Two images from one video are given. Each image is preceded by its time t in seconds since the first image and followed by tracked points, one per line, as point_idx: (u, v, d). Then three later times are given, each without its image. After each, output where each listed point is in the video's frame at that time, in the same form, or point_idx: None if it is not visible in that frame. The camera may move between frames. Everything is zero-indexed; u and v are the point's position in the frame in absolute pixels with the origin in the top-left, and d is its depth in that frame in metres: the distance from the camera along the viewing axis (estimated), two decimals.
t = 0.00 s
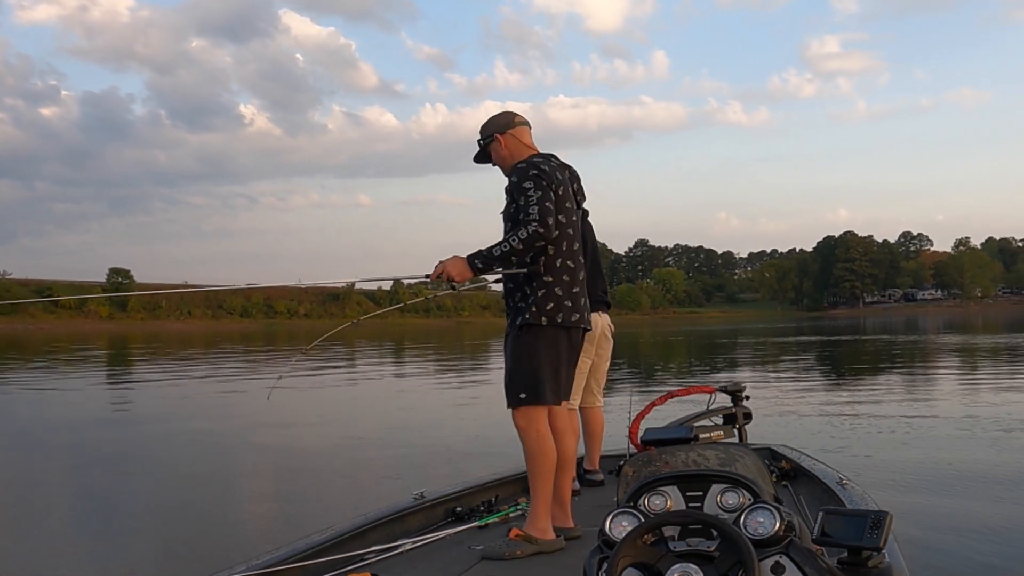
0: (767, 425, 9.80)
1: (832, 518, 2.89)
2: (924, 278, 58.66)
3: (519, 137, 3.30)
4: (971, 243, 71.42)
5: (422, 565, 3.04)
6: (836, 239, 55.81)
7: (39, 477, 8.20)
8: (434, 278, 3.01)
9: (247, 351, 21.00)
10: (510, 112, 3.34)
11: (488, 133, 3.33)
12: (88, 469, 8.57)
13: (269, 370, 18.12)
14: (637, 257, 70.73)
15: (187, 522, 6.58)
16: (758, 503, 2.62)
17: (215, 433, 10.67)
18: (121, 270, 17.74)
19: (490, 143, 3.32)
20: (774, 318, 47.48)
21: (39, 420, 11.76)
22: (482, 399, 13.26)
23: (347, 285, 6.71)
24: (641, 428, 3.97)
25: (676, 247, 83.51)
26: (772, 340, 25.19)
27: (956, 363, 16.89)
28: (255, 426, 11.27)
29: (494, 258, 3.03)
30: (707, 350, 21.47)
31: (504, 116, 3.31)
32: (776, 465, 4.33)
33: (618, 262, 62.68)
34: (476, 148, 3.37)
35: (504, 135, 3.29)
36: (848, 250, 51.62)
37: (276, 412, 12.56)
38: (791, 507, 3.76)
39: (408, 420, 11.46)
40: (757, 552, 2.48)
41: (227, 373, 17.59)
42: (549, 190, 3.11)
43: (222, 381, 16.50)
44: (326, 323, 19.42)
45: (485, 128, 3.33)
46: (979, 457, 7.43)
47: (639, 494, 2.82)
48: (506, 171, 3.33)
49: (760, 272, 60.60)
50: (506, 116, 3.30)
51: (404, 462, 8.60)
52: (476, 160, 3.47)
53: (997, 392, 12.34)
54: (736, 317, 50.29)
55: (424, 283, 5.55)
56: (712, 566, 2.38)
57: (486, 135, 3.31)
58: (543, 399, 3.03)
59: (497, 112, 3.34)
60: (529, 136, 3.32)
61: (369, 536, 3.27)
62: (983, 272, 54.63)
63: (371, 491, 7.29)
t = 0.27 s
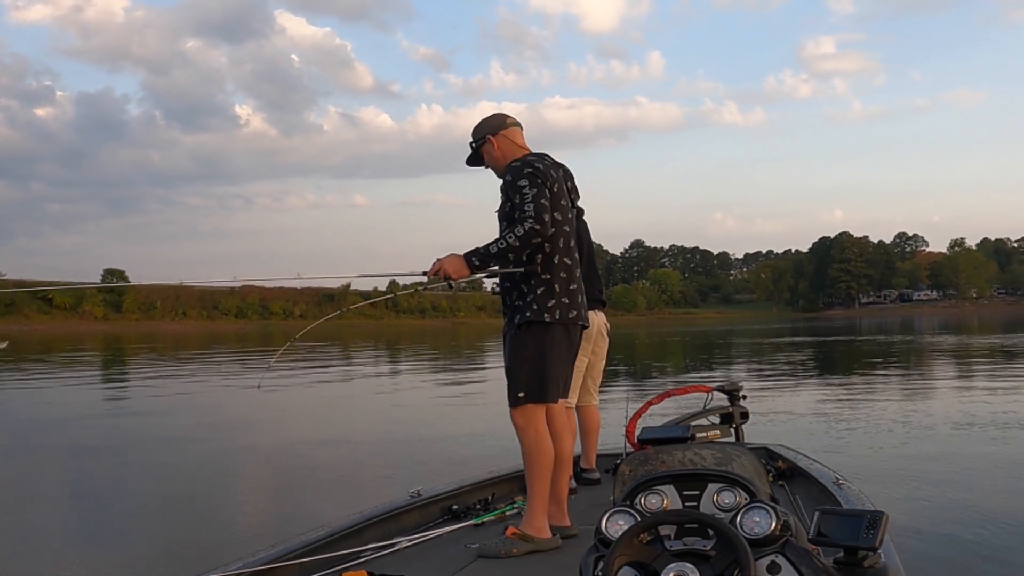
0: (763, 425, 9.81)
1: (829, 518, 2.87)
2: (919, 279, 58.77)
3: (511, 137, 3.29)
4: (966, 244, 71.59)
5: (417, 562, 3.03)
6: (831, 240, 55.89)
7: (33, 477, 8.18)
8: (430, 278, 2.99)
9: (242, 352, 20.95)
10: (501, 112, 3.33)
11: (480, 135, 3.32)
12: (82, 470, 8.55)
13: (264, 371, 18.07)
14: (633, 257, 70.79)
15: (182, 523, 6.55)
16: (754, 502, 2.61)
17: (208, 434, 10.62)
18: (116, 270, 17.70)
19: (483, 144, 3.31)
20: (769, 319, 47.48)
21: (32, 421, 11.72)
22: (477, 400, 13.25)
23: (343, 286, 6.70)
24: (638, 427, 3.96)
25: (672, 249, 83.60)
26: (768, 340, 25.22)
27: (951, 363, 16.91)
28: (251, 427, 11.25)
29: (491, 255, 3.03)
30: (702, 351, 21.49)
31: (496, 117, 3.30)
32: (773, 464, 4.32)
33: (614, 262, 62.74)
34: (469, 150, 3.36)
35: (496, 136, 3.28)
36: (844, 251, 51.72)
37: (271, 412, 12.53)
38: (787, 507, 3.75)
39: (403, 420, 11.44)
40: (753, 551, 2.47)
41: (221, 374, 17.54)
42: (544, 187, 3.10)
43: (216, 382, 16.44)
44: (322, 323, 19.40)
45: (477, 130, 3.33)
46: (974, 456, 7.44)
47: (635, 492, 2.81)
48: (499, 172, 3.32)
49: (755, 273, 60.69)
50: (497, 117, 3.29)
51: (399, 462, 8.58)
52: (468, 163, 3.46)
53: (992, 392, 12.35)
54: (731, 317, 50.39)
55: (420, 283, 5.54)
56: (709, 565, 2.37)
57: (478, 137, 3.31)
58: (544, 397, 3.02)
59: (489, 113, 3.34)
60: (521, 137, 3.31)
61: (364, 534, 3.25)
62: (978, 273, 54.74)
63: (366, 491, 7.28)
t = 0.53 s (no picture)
0: (761, 425, 9.81)
1: (827, 517, 2.86)
2: (916, 279, 58.85)
3: (504, 137, 3.28)
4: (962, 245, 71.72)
5: (415, 561, 3.01)
6: (828, 241, 55.96)
7: (28, 480, 8.15)
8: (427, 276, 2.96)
9: (239, 355, 20.93)
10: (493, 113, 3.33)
11: (474, 136, 3.30)
12: (79, 472, 8.52)
13: (260, 373, 18.05)
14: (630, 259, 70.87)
15: (178, 525, 6.53)
16: (753, 501, 2.60)
17: (205, 437, 10.60)
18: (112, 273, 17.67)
19: (477, 146, 3.29)
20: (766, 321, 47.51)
21: (28, 424, 11.68)
22: (475, 401, 13.23)
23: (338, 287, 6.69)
24: (636, 426, 3.95)
25: (669, 250, 83.68)
26: (765, 341, 25.26)
27: (948, 363, 16.93)
28: (248, 429, 11.24)
29: (488, 253, 3.01)
30: (700, 352, 21.51)
31: (487, 119, 3.29)
32: (772, 464, 4.30)
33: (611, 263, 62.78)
34: (463, 152, 3.34)
35: (490, 138, 3.27)
36: (840, 251, 51.81)
37: (268, 415, 12.51)
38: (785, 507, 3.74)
39: (400, 422, 11.43)
40: (751, 551, 2.45)
41: (218, 377, 17.51)
42: (540, 184, 3.10)
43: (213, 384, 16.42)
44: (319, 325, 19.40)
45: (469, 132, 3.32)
46: (972, 457, 7.45)
47: (634, 491, 2.80)
48: (493, 173, 3.31)
49: (752, 274, 60.77)
50: (489, 118, 3.28)
51: (396, 464, 8.57)
52: (462, 166, 3.44)
53: (989, 393, 12.36)
54: (728, 318, 50.43)
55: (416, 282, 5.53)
56: (707, 565, 2.36)
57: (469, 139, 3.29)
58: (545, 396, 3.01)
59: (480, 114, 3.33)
60: (514, 137, 3.31)
61: (362, 533, 3.24)
62: (975, 274, 54.83)
63: (363, 493, 7.26)
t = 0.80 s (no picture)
0: (759, 425, 9.82)
1: (828, 517, 2.86)
2: (914, 280, 58.91)
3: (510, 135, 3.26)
4: (959, 245, 71.75)
5: (416, 561, 3.01)
6: (826, 242, 55.99)
7: (25, 478, 8.14)
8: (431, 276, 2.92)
9: (237, 353, 20.91)
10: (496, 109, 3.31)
11: (477, 131, 3.27)
12: (75, 471, 8.51)
13: (257, 372, 18.04)
14: (628, 258, 70.90)
15: (174, 524, 6.52)
16: (753, 501, 2.60)
17: (202, 435, 10.59)
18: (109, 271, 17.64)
19: (481, 141, 3.26)
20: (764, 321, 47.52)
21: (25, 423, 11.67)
22: (473, 401, 13.23)
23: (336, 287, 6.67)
24: (637, 427, 3.95)
25: (667, 250, 83.70)
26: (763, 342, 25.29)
27: (946, 364, 16.96)
28: (245, 428, 11.23)
29: (497, 253, 2.99)
30: (698, 352, 21.52)
31: (490, 117, 3.26)
32: (772, 464, 4.31)
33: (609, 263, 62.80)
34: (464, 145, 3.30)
35: (496, 134, 3.25)
36: (838, 252, 51.88)
37: (266, 413, 12.50)
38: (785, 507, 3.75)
39: (398, 421, 11.42)
40: (751, 551, 2.45)
41: (215, 375, 17.49)
42: (548, 185, 3.11)
43: (210, 382, 16.40)
44: (317, 325, 19.40)
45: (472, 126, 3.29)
46: (971, 457, 7.46)
47: (634, 491, 2.80)
48: (495, 169, 3.29)
49: (749, 275, 60.82)
50: (493, 116, 3.27)
51: (394, 463, 8.57)
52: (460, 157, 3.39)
53: (987, 393, 12.38)
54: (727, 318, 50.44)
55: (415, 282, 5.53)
56: (707, 565, 2.35)
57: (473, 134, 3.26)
58: (548, 396, 3.02)
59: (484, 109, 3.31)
60: (518, 136, 3.30)
61: (362, 534, 3.24)
62: (973, 274, 54.89)
63: (361, 492, 7.25)
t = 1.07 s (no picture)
0: (757, 425, 9.84)
1: (828, 517, 2.87)
2: (911, 281, 58.97)
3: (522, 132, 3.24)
4: (957, 246, 71.82)
5: (416, 562, 3.01)
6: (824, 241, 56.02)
7: (22, 473, 8.13)
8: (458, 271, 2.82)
9: (233, 348, 20.88)
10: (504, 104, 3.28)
11: (491, 123, 3.20)
12: (72, 465, 8.49)
13: (254, 367, 18.02)
14: (626, 256, 70.88)
15: (170, 519, 6.52)
16: (753, 502, 2.60)
17: (198, 430, 10.59)
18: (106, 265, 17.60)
19: (494, 133, 3.20)
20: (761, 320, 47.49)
21: (21, 416, 11.65)
22: (470, 398, 13.23)
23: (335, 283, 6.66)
24: (637, 427, 3.95)
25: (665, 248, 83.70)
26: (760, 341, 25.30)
27: (943, 365, 16.99)
28: (242, 423, 11.22)
29: (519, 253, 2.96)
30: (695, 351, 21.54)
31: (503, 112, 3.22)
32: (771, 464, 4.32)
33: (606, 261, 62.78)
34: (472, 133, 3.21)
35: (511, 129, 3.21)
36: (836, 252, 51.92)
37: (263, 409, 12.49)
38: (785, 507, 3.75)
39: (395, 418, 11.41)
40: (752, 551, 2.46)
41: (212, 370, 17.48)
42: (567, 188, 3.13)
43: (207, 377, 16.39)
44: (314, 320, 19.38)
45: (483, 117, 3.21)
46: (968, 459, 7.48)
47: (634, 492, 2.80)
48: (503, 163, 3.25)
49: (747, 274, 60.85)
50: (507, 111, 3.23)
51: (392, 459, 8.57)
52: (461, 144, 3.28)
53: (984, 395, 12.40)
54: (724, 317, 50.46)
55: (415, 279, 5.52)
56: (707, 565, 2.36)
57: (488, 126, 3.19)
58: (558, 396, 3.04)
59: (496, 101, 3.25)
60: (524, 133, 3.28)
61: (363, 534, 3.24)
62: (970, 275, 54.94)
63: (359, 489, 7.25)
